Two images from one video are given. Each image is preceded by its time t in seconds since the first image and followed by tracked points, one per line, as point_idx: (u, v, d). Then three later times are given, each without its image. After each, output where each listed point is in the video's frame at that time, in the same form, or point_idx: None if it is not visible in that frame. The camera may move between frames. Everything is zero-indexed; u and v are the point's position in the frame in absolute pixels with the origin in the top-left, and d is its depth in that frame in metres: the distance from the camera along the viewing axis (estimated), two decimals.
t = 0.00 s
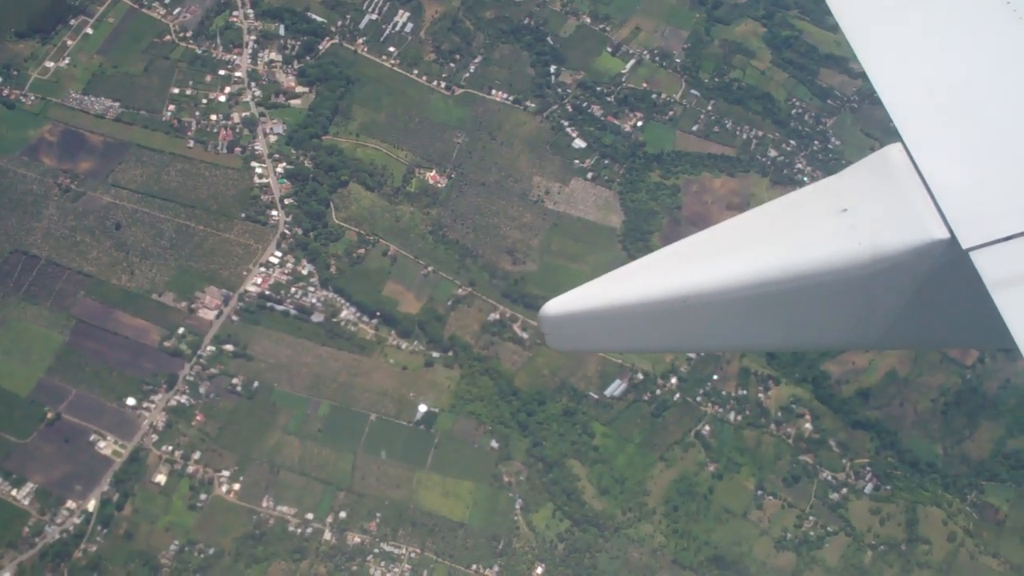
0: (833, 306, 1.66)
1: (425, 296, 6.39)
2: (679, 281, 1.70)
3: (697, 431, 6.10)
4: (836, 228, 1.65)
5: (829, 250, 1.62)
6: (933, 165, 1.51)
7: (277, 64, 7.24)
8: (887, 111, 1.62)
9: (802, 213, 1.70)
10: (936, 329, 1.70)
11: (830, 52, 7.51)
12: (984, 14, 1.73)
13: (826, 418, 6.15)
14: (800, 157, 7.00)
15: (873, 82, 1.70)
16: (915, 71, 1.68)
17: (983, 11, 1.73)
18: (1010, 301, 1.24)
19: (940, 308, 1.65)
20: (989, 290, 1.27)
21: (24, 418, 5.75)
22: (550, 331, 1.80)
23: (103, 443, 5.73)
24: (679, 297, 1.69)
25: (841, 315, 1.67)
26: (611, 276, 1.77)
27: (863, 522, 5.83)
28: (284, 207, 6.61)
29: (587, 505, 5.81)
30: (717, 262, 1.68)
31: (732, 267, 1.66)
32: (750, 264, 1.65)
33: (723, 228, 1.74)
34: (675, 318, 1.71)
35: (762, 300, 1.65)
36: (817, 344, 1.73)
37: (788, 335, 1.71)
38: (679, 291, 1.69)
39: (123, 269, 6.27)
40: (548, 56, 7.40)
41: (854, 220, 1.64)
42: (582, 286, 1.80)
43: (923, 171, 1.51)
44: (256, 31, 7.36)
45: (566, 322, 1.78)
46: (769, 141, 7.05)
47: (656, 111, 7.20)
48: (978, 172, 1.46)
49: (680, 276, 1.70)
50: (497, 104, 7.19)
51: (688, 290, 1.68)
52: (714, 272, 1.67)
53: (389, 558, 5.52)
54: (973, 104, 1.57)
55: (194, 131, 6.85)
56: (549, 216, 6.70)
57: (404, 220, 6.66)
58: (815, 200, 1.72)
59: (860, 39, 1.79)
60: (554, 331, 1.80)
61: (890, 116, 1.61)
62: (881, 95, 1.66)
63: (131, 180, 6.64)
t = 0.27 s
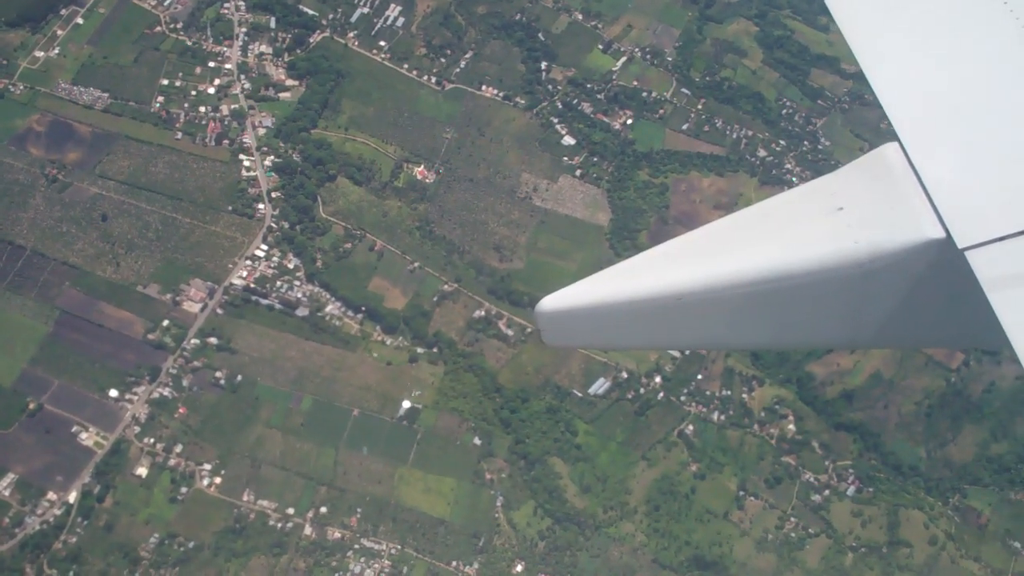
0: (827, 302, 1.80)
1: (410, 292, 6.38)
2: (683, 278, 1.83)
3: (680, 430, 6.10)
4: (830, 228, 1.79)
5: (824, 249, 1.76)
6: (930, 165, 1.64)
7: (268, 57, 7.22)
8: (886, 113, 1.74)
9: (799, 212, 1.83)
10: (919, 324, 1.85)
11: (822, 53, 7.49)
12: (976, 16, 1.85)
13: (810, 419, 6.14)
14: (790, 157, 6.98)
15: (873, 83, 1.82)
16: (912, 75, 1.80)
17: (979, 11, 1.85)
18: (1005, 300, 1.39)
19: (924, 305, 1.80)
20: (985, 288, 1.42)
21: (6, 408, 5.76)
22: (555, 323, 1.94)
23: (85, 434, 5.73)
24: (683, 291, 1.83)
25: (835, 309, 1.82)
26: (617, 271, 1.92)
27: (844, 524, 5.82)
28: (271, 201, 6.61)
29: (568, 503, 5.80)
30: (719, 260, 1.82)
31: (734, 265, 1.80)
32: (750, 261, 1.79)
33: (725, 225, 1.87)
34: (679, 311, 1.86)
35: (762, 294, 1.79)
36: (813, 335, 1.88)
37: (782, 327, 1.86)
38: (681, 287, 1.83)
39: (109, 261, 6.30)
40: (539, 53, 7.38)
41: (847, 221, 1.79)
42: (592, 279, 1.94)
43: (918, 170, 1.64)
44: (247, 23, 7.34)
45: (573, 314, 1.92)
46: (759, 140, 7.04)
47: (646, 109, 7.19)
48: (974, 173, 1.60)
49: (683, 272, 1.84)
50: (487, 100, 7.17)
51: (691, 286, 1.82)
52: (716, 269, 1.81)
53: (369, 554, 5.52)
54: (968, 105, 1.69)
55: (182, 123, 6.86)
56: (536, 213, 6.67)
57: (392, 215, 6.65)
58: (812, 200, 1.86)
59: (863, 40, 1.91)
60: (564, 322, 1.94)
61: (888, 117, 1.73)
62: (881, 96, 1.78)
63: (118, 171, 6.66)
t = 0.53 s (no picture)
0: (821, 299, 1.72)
1: (395, 289, 6.38)
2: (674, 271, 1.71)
3: (662, 432, 6.08)
4: (824, 221, 1.70)
5: (819, 244, 1.67)
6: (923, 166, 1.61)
7: (257, 52, 7.20)
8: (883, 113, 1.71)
9: (790, 206, 1.74)
10: (915, 321, 1.78)
11: (812, 54, 7.47)
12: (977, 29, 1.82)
13: (792, 422, 6.13)
14: (777, 158, 6.98)
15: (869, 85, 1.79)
16: (910, 76, 1.77)
17: (979, 19, 1.83)
18: (996, 295, 1.36)
19: (922, 300, 1.73)
20: (977, 282, 1.39)
21: None
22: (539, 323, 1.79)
23: (66, 428, 5.77)
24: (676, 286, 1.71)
25: (829, 306, 1.73)
26: (602, 266, 1.78)
27: (825, 527, 5.82)
28: (257, 196, 6.60)
29: (548, 503, 5.80)
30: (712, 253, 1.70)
31: (727, 258, 1.69)
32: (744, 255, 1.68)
33: (715, 219, 1.76)
34: (670, 308, 1.73)
35: (757, 291, 1.69)
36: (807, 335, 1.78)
37: (777, 325, 1.76)
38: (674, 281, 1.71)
39: (93, 255, 6.30)
40: (529, 51, 7.36)
41: (842, 215, 1.70)
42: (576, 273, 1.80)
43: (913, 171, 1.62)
44: (237, 18, 7.31)
45: (554, 313, 1.77)
46: (747, 141, 7.03)
47: (635, 108, 7.18)
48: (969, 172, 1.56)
49: (675, 266, 1.72)
50: (476, 97, 7.16)
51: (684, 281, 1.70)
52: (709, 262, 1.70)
53: (348, 553, 5.53)
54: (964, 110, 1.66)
55: (170, 117, 6.84)
56: (523, 212, 6.65)
57: (378, 212, 6.64)
58: (802, 193, 1.77)
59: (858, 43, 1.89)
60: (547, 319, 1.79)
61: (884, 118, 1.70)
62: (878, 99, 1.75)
63: (105, 165, 6.65)
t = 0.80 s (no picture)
0: (814, 294, 1.81)
1: (378, 293, 6.38)
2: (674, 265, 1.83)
3: (643, 438, 6.07)
4: (816, 218, 1.80)
5: (811, 240, 1.77)
6: (912, 161, 1.66)
7: (245, 55, 7.20)
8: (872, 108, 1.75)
9: (786, 204, 1.85)
10: (908, 318, 1.85)
11: (798, 63, 7.49)
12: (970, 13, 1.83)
13: (774, 430, 6.12)
14: (762, 166, 7.00)
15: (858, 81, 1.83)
16: (900, 68, 1.81)
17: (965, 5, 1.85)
18: (985, 296, 1.43)
19: (911, 298, 1.80)
20: (966, 283, 1.46)
21: None
22: (538, 315, 1.92)
23: (44, 430, 5.75)
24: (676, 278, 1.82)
25: (823, 300, 1.82)
26: (608, 259, 1.91)
27: (806, 537, 5.78)
28: (242, 198, 6.59)
29: (528, 509, 5.76)
30: (709, 249, 1.82)
31: (723, 253, 1.80)
32: (739, 250, 1.79)
33: (716, 216, 1.87)
34: (672, 300, 1.84)
35: (752, 284, 1.79)
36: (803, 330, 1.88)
37: (775, 318, 1.86)
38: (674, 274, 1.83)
39: (76, 256, 6.30)
40: (516, 57, 7.37)
41: (833, 212, 1.80)
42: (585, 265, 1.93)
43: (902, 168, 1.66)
44: (225, 21, 7.31)
45: (559, 305, 1.91)
46: (732, 149, 7.05)
47: (621, 115, 7.19)
48: (955, 168, 1.62)
49: (676, 261, 1.84)
50: (462, 102, 7.17)
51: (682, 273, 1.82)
52: (706, 257, 1.81)
53: (325, 558, 5.51)
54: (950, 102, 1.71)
55: (156, 119, 6.84)
56: (507, 217, 6.65)
57: (363, 216, 6.64)
58: (795, 191, 1.87)
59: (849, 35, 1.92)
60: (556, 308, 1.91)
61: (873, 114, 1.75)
62: (866, 94, 1.79)
63: (90, 166, 6.65)
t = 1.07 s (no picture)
0: (807, 288, 1.83)
1: (362, 302, 6.39)
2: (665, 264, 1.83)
3: (627, 448, 6.04)
4: (807, 215, 1.81)
5: (803, 237, 1.78)
6: (905, 161, 1.70)
7: (231, 67, 7.25)
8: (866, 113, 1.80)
9: (777, 200, 1.85)
10: (898, 306, 1.89)
11: (786, 73, 7.50)
12: (971, 24, 1.89)
13: (760, 439, 6.04)
14: (750, 177, 6.95)
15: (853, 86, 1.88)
16: (892, 75, 1.86)
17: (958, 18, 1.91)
18: (975, 290, 1.47)
19: (898, 291, 1.84)
20: (957, 276, 1.50)
21: None
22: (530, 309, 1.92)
23: (28, 439, 5.75)
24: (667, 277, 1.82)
25: (815, 294, 1.84)
26: (599, 256, 1.91)
27: (790, 548, 5.71)
28: (227, 209, 6.62)
29: (511, 518, 5.73)
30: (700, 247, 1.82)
31: (714, 251, 1.80)
32: (731, 248, 1.80)
33: (707, 213, 1.87)
34: (662, 299, 1.85)
35: (744, 281, 1.80)
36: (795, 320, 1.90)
37: (767, 312, 1.88)
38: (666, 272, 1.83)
39: (61, 266, 6.32)
40: (502, 68, 7.41)
41: (826, 208, 1.81)
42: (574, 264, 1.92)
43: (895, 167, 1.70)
44: (212, 34, 7.39)
45: (551, 299, 1.90)
46: (719, 159, 7.03)
47: (607, 125, 7.20)
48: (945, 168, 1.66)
49: (667, 258, 1.84)
50: (448, 113, 7.19)
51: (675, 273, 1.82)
52: (698, 255, 1.81)
53: (307, 567, 5.47)
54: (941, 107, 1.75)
55: (142, 131, 6.89)
56: (492, 227, 6.67)
57: (348, 226, 6.67)
58: (788, 187, 1.88)
59: (845, 45, 1.98)
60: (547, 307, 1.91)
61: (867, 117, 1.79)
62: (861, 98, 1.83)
63: (76, 177, 6.70)
